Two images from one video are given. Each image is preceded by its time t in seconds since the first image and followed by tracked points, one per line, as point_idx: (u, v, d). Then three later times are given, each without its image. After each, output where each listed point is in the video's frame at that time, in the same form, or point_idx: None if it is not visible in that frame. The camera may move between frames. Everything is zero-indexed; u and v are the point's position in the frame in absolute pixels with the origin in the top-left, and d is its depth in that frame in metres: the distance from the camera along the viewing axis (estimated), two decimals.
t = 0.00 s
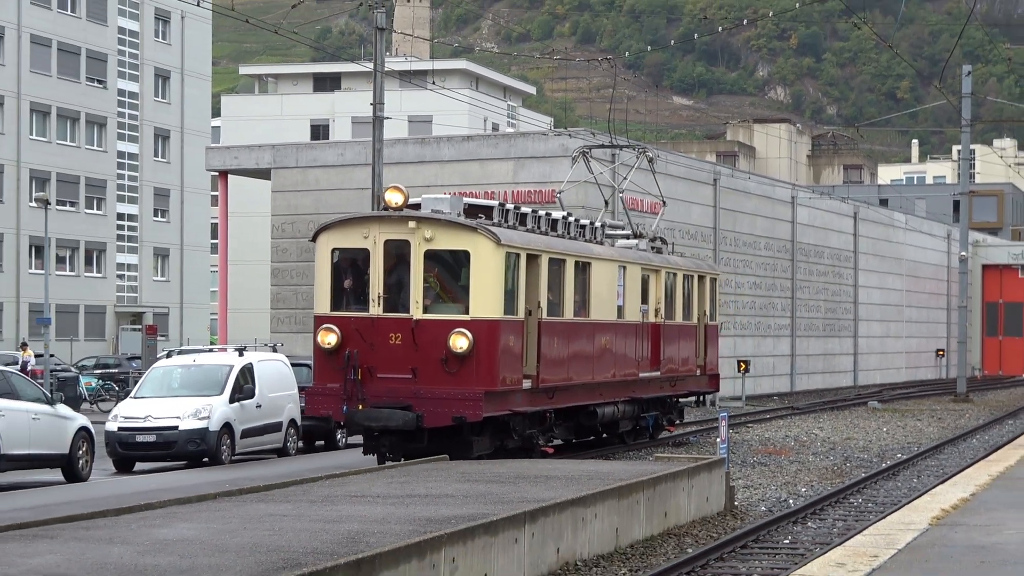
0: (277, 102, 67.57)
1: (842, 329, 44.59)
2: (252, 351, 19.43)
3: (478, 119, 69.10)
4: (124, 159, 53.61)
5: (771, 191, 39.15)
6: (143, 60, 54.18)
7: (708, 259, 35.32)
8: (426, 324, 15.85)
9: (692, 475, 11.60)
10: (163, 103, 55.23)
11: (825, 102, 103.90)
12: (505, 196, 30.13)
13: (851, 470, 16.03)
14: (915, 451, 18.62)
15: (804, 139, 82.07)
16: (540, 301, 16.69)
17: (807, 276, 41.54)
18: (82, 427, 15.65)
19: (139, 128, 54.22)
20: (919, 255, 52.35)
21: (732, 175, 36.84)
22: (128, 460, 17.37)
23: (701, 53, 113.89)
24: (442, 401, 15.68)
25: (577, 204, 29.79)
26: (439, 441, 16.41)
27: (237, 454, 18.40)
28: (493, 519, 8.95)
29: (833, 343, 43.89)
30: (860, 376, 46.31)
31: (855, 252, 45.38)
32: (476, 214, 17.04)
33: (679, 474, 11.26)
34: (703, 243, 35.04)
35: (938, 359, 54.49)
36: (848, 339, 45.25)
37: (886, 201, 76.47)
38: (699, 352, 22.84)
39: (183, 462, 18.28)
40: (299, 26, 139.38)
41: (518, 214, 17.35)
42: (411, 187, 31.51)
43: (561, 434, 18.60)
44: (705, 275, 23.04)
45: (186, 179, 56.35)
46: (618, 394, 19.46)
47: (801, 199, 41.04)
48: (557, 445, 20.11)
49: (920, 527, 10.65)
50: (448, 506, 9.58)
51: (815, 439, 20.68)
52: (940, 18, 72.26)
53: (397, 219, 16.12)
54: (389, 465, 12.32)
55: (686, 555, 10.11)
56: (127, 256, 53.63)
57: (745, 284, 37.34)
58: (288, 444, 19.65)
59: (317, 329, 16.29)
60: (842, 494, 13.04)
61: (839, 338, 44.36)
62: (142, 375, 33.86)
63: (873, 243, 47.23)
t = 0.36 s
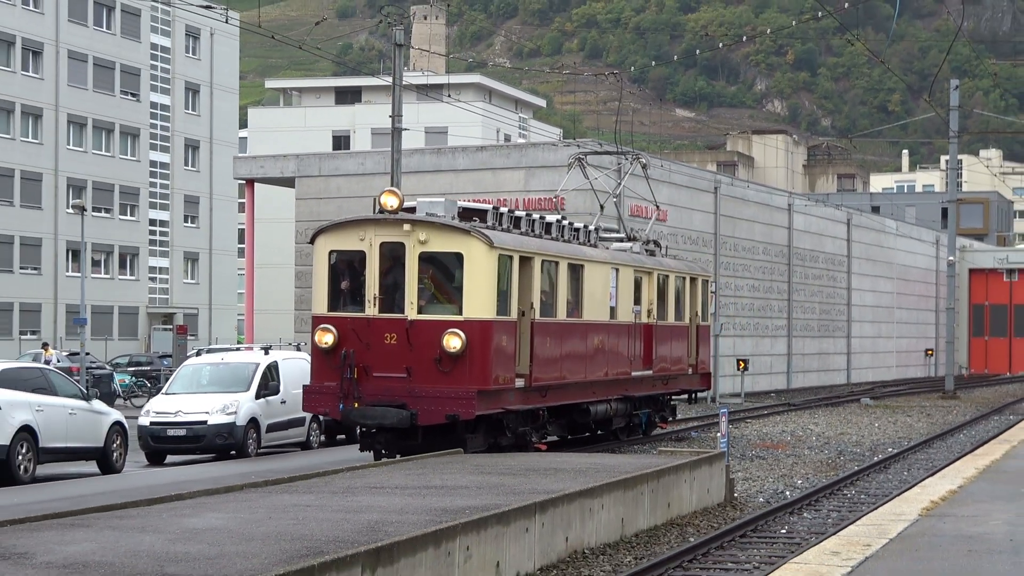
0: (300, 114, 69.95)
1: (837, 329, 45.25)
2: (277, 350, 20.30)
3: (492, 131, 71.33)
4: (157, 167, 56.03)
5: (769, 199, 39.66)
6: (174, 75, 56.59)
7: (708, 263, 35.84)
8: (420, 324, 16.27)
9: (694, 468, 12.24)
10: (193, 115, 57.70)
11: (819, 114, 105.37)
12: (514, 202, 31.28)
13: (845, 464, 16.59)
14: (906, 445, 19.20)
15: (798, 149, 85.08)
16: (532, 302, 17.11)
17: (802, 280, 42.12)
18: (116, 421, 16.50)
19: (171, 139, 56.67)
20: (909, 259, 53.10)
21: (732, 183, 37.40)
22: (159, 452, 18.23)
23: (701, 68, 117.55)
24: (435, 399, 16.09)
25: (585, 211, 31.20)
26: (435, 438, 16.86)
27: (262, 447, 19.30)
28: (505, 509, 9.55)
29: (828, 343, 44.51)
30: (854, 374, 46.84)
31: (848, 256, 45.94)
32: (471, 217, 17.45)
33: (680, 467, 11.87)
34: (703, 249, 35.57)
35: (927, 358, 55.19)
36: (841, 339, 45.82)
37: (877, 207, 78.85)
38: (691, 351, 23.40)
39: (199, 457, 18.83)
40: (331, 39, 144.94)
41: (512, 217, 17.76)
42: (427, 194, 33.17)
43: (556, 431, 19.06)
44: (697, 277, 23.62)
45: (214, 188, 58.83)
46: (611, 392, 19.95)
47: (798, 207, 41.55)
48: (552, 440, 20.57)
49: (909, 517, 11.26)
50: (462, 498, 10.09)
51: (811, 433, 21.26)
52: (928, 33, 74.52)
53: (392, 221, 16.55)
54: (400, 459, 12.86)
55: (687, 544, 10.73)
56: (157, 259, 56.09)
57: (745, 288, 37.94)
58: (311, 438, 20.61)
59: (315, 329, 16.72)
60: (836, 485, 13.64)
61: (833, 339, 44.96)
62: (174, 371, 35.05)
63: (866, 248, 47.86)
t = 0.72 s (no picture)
0: (325, 126, 72.71)
1: (833, 331, 45.87)
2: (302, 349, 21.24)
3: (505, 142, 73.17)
4: (188, 177, 58.01)
5: (767, 207, 40.16)
6: (206, 90, 58.98)
7: (711, 269, 36.47)
8: (417, 325, 16.58)
9: (697, 463, 12.85)
10: (222, 127, 60.15)
11: (816, 126, 107.02)
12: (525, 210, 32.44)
13: (840, 459, 17.16)
14: (898, 441, 19.80)
15: (797, 161, 86.86)
16: (527, 304, 17.47)
17: (800, 284, 42.70)
18: (150, 417, 17.57)
19: (202, 150, 58.89)
20: (901, 263, 53.83)
21: (733, 193, 37.97)
22: (190, 447, 19.18)
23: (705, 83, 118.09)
24: (432, 399, 16.40)
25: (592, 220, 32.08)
26: (433, 436, 17.25)
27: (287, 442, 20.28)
28: (517, 501, 10.14)
29: (824, 344, 45.14)
30: (847, 373, 47.41)
31: (843, 262, 46.51)
32: (466, 221, 17.83)
33: (682, 462, 12.45)
34: (704, 256, 36.11)
35: (918, 359, 55.89)
36: (836, 340, 46.42)
37: (871, 217, 80.77)
38: (685, 351, 24.06)
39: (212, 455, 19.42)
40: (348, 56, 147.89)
41: (507, 222, 18.11)
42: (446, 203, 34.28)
43: (551, 429, 19.49)
44: (691, 279, 24.25)
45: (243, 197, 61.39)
46: (605, 391, 20.43)
47: (795, 215, 42.12)
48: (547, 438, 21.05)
49: (901, 509, 11.84)
50: (477, 490, 10.65)
51: (808, 429, 21.88)
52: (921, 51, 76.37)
53: (389, 225, 16.89)
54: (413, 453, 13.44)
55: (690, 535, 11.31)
56: (190, 263, 58.19)
57: (745, 292, 38.52)
58: (334, 434, 21.59)
59: (314, 330, 17.03)
60: (831, 480, 14.22)
61: (828, 340, 45.54)
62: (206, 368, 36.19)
63: (860, 254, 48.50)
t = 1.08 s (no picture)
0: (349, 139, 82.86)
1: (829, 333, 46.48)
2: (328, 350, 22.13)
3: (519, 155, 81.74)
4: (220, 188, 60.80)
5: (767, 217, 40.81)
6: (235, 105, 61.72)
7: (714, 276, 37.15)
8: (416, 327, 17.03)
9: (701, 458, 13.52)
10: (252, 140, 62.88)
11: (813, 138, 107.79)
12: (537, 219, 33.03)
13: (837, 455, 17.81)
14: (892, 438, 20.53)
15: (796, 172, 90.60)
16: (525, 307, 18.02)
17: (798, 291, 43.37)
18: (183, 414, 18.51)
19: (233, 162, 61.63)
20: (895, 268, 54.57)
21: (735, 202, 38.56)
22: (221, 442, 20.10)
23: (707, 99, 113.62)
24: (430, 399, 16.84)
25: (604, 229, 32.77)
26: (432, 436, 17.74)
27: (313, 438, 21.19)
28: (531, 494, 10.80)
29: (822, 346, 45.73)
30: (844, 373, 48.06)
31: (839, 268, 47.13)
32: (465, 227, 18.38)
33: (686, 458, 13.11)
34: (707, 264, 36.74)
35: (911, 360, 56.69)
36: (833, 342, 47.00)
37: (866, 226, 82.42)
38: (681, 352, 24.78)
39: (230, 454, 20.02)
40: (366, 74, 150.62)
41: (506, 227, 18.71)
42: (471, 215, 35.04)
43: (548, 428, 20.05)
44: (686, 284, 25.05)
45: (271, 208, 64.06)
46: (603, 392, 21.02)
47: (794, 224, 42.72)
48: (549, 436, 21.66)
49: (895, 503, 12.48)
50: (494, 484, 11.26)
51: (806, 427, 22.57)
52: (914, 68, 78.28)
53: (389, 230, 17.37)
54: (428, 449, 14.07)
55: (694, 527, 11.97)
56: (221, 269, 60.65)
57: (745, 297, 39.04)
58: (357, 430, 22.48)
59: (316, 332, 17.47)
60: (827, 474, 14.89)
61: (825, 342, 46.12)
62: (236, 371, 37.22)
63: (855, 262, 49.16)
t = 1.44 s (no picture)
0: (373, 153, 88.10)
1: (829, 336, 47.26)
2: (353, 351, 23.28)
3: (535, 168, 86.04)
4: (251, 199, 62.95)
5: (771, 226, 41.49)
6: (266, 120, 63.84)
7: (719, 282, 37.82)
8: (417, 330, 17.47)
9: (706, 455, 14.22)
10: (281, 153, 64.98)
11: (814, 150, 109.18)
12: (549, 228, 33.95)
13: (836, 452, 18.51)
14: (889, 436, 21.29)
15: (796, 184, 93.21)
16: (525, 310, 18.52)
17: (799, 296, 44.09)
18: (217, 413, 19.51)
19: (263, 174, 63.79)
20: (891, 274, 55.61)
21: (740, 212, 39.24)
22: (253, 439, 21.27)
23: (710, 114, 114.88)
24: (431, 400, 17.28)
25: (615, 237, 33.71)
26: (435, 436, 18.22)
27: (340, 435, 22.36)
28: (545, 489, 11.45)
29: (821, 348, 46.53)
30: (843, 374, 48.99)
31: (839, 274, 47.88)
32: (467, 233, 18.88)
33: (693, 454, 13.84)
34: (712, 271, 37.44)
35: (907, 362, 57.71)
36: (832, 344, 47.85)
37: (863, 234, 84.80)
38: (680, 354, 25.45)
39: (249, 452, 20.64)
40: (384, 87, 152.05)
41: (507, 233, 19.27)
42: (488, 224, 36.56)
43: (550, 429, 20.59)
44: (686, 288, 25.79)
45: (299, 217, 66.23)
46: (602, 393, 21.60)
47: (795, 233, 43.41)
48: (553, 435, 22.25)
49: (891, 497, 13.12)
50: (510, 478, 11.88)
51: (806, 425, 23.32)
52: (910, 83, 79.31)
53: (392, 235, 17.83)
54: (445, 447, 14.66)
55: (700, 520, 12.65)
56: (253, 275, 63.04)
57: (747, 302, 39.59)
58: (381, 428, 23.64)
59: (321, 335, 17.93)
60: (827, 470, 15.59)
61: (825, 344, 46.95)
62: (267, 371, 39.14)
63: (854, 269, 49.98)
